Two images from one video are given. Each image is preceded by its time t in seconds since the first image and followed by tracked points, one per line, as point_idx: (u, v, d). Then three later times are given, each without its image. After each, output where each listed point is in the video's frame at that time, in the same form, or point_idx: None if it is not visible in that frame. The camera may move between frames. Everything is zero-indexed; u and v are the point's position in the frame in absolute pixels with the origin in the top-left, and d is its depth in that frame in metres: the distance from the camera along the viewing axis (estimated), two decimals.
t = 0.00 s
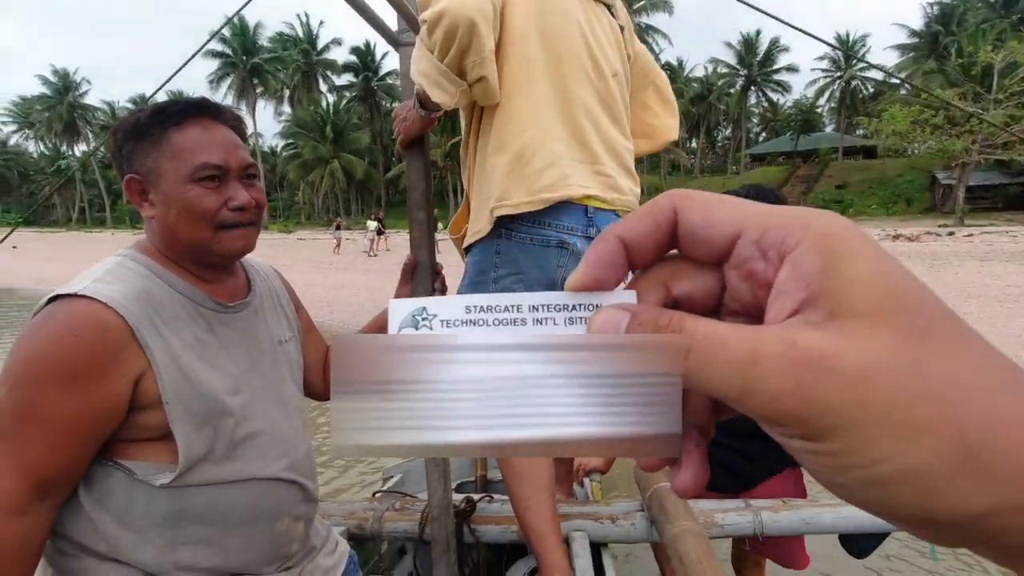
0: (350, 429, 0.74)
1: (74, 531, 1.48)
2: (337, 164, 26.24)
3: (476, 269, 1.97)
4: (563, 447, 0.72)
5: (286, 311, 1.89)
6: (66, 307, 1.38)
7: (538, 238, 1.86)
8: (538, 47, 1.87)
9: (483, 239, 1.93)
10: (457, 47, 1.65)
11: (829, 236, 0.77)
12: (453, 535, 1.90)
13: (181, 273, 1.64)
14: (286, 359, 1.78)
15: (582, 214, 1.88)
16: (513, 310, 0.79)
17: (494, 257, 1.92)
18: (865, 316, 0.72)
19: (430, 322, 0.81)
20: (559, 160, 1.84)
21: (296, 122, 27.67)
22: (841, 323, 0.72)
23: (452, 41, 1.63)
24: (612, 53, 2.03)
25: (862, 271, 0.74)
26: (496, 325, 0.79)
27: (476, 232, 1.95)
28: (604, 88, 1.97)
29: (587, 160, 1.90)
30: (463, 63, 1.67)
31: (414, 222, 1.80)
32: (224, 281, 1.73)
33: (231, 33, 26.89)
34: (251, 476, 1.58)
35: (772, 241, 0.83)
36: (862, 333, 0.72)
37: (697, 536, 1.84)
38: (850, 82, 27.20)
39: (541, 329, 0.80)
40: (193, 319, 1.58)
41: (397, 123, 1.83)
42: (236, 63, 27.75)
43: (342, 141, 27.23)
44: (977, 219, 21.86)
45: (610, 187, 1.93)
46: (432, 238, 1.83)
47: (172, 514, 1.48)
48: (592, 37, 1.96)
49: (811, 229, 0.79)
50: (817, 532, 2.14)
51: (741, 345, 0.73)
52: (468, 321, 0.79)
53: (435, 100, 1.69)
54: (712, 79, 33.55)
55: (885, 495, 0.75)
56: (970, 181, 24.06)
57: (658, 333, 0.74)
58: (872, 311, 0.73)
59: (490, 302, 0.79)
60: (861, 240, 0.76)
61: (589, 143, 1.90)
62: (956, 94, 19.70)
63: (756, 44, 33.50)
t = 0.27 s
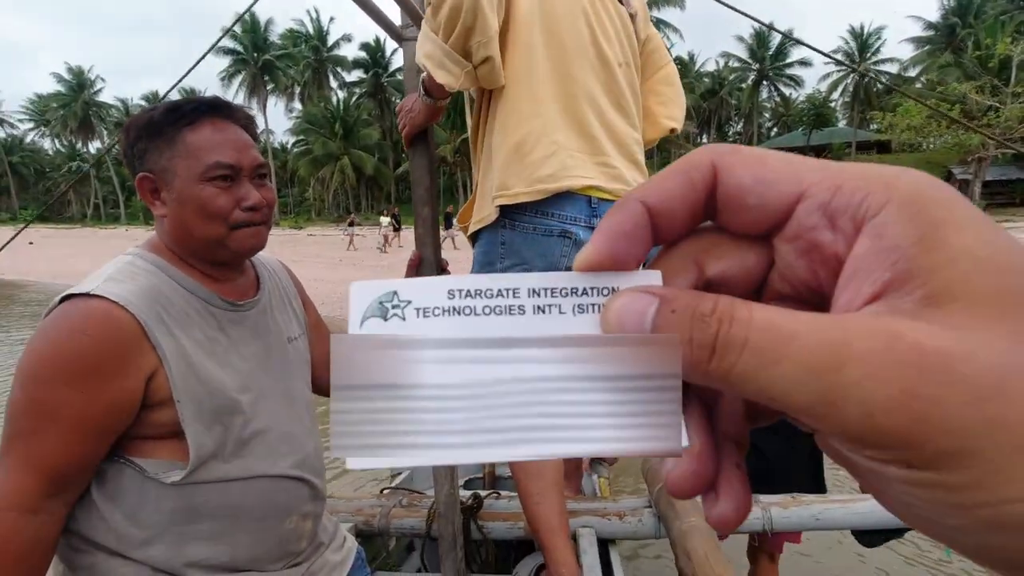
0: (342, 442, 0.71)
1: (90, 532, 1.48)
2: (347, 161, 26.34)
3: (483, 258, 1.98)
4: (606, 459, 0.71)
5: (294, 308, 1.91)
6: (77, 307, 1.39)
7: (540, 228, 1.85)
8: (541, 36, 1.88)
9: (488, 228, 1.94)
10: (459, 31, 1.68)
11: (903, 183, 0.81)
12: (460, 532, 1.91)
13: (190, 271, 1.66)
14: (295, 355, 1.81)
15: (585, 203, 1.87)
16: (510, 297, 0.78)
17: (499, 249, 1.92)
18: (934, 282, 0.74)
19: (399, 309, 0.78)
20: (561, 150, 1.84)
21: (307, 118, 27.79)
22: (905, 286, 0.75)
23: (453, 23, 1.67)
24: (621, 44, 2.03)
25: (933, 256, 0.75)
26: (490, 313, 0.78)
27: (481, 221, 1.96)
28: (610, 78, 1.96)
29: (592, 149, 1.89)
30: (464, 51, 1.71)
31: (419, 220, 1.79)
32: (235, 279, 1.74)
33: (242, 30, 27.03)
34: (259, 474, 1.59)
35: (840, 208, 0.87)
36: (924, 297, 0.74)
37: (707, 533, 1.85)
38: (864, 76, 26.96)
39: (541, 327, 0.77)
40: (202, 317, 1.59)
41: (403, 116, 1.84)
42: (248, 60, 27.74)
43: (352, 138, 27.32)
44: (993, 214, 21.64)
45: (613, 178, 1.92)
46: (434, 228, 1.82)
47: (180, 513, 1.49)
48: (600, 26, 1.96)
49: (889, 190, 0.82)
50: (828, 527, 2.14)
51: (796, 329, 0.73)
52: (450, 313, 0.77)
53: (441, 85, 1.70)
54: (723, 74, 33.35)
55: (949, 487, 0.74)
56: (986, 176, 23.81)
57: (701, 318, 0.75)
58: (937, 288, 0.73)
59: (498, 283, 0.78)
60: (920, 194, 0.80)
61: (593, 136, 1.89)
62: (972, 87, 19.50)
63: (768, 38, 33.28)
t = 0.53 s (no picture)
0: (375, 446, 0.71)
1: (118, 534, 1.51)
2: (355, 157, 26.37)
3: (491, 258, 1.97)
4: (619, 455, 0.71)
5: (313, 308, 1.90)
6: (96, 313, 1.41)
7: (549, 229, 1.85)
8: (545, 32, 1.87)
9: (496, 227, 1.93)
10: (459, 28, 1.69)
11: (917, 179, 0.83)
12: (467, 529, 1.91)
13: (208, 275, 1.65)
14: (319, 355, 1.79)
15: (594, 203, 1.86)
16: (525, 293, 0.77)
17: (507, 248, 1.91)
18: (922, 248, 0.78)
19: (417, 307, 0.77)
20: (568, 148, 1.83)
21: (315, 114, 27.90)
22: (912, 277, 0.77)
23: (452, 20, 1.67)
24: (628, 39, 2.00)
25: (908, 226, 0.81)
26: (504, 310, 0.77)
27: (490, 220, 1.96)
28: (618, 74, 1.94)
29: (599, 147, 1.88)
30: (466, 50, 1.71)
31: (422, 219, 1.79)
32: (253, 282, 1.73)
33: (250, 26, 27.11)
34: (280, 477, 1.59)
35: (860, 203, 0.87)
36: (942, 287, 0.75)
37: (714, 527, 1.84)
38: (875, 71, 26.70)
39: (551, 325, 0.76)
40: (218, 320, 1.59)
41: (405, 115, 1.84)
42: (256, 57, 28.08)
43: (359, 133, 27.37)
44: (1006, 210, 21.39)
45: (619, 175, 1.91)
46: (436, 228, 1.81)
47: (195, 514, 1.50)
48: (603, 21, 1.94)
49: (894, 177, 0.84)
50: (834, 522, 2.13)
51: (820, 317, 0.73)
52: (465, 310, 0.77)
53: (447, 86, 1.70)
54: (732, 69, 33.15)
55: (957, 479, 0.76)
56: (1000, 171, 23.55)
57: (717, 311, 0.76)
58: (955, 280, 0.74)
59: (505, 281, 0.77)
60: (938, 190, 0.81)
61: (599, 133, 1.88)
62: (985, 82, 19.26)
63: (778, 33, 33.02)
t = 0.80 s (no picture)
0: (419, 435, 0.72)
1: (151, 538, 1.51)
2: (362, 152, 26.37)
3: (500, 254, 1.98)
4: (633, 445, 0.72)
5: (337, 308, 1.92)
6: (142, 317, 1.38)
7: (556, 228, 1.85)
8: (546, 27, 1.88)
9: (503, 224, 1.93)
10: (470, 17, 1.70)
11: (942, 155, 0.84)
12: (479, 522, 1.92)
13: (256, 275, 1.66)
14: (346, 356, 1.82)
15: (600, 199, 1.85)
16: (535, 280, 0.78)
17: (516, 246, 1.92)
18: (948, 209, 0.80)
19: (422, 296, 0.78)
20: (569, 143, 1.82)
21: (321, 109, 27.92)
22: (942, 245, 0.79)
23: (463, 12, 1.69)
24: (630, 34, 2.00)
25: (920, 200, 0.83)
26: (513, 296, 0.78)
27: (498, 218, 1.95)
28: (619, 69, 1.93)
29: (600, 141, 1.87)
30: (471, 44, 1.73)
31: (435, 213, 1.80)
32: (287, 284, 1.74)
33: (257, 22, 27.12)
34: (317, 481, 1.62)
35: (873, 177, 0.89)
36: (960, 270, 0.77)
37: (726, 522, 1.83)
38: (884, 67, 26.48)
39: (562, 311, 0.77)
40: (264, 324, 1.59)
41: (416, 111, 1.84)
42: (263, 52, 28.14)
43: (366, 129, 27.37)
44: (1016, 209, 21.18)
45: (625, 168, 1.90)
46: (447, 225, 1.81)
47: (231, 519, 1.50)
48: (604, 16, 1.93)
49: (917, 152, 0.85)
50: (846, 519, 2.12)
51: (835, 292, 0.74)
52: (472, 297, 0.78)
53: (453, 79, 1.71)
54: (740, 66, 32.96)
55: (989, 452, 0.79)
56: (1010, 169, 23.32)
57: (734, 289, 0.76)
58: (974, 254, 0.77)
59: (513, 267, 0.78)
60: (971, 179, 0.81)
61: (602, 125, 1.87)
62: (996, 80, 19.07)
63: (786, 29, 32.76)
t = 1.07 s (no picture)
0: (416, 432, 0.73)
1: (155, 531, 1.51)
2: (367, 149, 26.36)
3: (513, 250, 1.97)
4: (640, 444, 0.73)
5: (341, 304, 1.93)
6: (153, 306, 1.38)
7: (572, 222, 1.86)
8: (549, 21, 1.88)
9: (515, 218, 1.94)
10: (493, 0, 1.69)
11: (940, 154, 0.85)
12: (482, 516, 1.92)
13: (280, 266, 1.68)
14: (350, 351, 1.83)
15: (611, 192, 1.87)
16: (538, 280, 0.78)
17: (529, 241, 1.93)
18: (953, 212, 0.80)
19: (427, 294, 0.78)
20: (580, 130, 1.82)
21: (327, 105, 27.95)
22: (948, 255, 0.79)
23: None
24: (628, 26, 2.00)
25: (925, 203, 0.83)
26: (517, 296, 0.78)
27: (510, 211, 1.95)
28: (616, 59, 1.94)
29: (607, 128, 1.87)
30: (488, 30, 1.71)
31: (443, 207, 1.80)
32: (295, 279, 1.74)
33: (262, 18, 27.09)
34: (317, 475, 1.63)
35: (879, 179, 0.90)
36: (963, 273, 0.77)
37: (730, 519, 1.84)
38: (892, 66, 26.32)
39: (567, 310, 0.77)
40: (275, 319, 1.59)
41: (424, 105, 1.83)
42: (269, 48, 28.09)
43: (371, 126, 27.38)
44: None
45: (631, 157, 1.90)
46: (456, 220, 1.82)
47: (232, 513, 1.52)
48: (601, 10, 1.94)
49: (920, 157, 0.86)
50: (850, 518, 2.13)
51: (833, 292, 0.74)
52: (477, 297, 0.78)
53: (465, 64, 1.67)
54: (747, 63, 32.80)
55: (990, 451, 0.80)
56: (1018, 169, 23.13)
57: (742, 288, 0.76)
58: (979, 254, 0.76)
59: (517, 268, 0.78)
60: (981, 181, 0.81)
61: (609, 117, 1.87)
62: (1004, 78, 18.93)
63: (794, 26, 32.57)
